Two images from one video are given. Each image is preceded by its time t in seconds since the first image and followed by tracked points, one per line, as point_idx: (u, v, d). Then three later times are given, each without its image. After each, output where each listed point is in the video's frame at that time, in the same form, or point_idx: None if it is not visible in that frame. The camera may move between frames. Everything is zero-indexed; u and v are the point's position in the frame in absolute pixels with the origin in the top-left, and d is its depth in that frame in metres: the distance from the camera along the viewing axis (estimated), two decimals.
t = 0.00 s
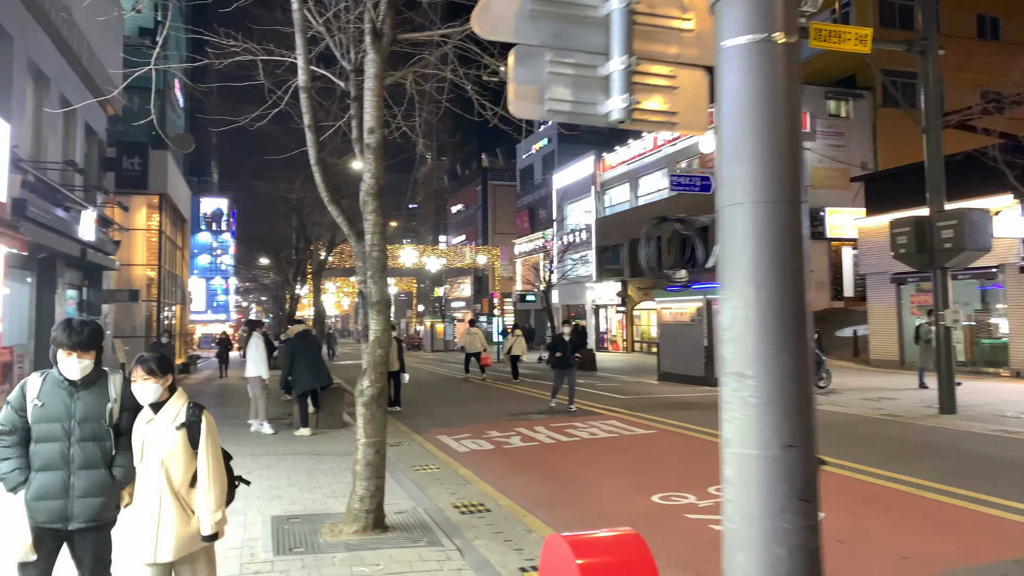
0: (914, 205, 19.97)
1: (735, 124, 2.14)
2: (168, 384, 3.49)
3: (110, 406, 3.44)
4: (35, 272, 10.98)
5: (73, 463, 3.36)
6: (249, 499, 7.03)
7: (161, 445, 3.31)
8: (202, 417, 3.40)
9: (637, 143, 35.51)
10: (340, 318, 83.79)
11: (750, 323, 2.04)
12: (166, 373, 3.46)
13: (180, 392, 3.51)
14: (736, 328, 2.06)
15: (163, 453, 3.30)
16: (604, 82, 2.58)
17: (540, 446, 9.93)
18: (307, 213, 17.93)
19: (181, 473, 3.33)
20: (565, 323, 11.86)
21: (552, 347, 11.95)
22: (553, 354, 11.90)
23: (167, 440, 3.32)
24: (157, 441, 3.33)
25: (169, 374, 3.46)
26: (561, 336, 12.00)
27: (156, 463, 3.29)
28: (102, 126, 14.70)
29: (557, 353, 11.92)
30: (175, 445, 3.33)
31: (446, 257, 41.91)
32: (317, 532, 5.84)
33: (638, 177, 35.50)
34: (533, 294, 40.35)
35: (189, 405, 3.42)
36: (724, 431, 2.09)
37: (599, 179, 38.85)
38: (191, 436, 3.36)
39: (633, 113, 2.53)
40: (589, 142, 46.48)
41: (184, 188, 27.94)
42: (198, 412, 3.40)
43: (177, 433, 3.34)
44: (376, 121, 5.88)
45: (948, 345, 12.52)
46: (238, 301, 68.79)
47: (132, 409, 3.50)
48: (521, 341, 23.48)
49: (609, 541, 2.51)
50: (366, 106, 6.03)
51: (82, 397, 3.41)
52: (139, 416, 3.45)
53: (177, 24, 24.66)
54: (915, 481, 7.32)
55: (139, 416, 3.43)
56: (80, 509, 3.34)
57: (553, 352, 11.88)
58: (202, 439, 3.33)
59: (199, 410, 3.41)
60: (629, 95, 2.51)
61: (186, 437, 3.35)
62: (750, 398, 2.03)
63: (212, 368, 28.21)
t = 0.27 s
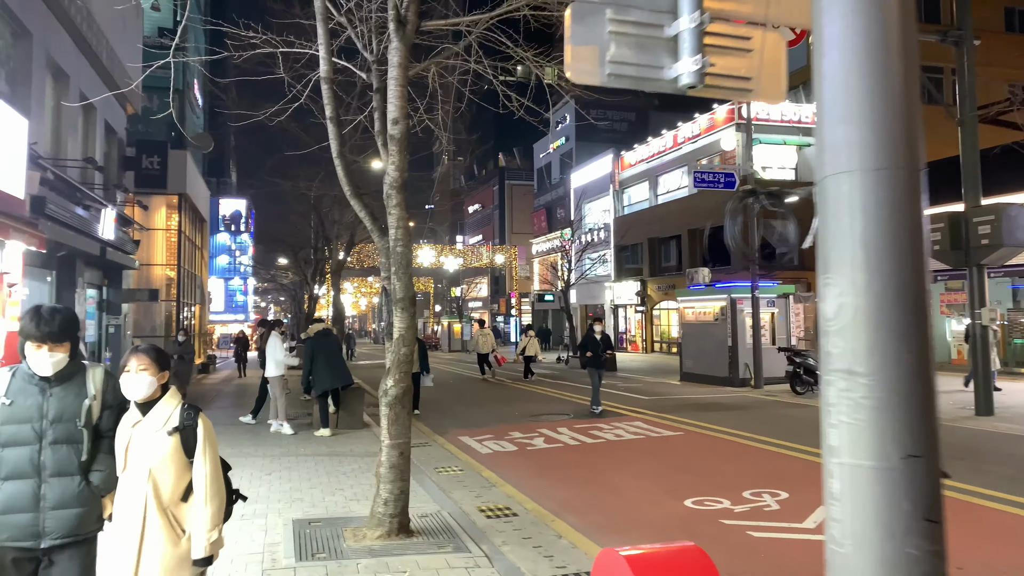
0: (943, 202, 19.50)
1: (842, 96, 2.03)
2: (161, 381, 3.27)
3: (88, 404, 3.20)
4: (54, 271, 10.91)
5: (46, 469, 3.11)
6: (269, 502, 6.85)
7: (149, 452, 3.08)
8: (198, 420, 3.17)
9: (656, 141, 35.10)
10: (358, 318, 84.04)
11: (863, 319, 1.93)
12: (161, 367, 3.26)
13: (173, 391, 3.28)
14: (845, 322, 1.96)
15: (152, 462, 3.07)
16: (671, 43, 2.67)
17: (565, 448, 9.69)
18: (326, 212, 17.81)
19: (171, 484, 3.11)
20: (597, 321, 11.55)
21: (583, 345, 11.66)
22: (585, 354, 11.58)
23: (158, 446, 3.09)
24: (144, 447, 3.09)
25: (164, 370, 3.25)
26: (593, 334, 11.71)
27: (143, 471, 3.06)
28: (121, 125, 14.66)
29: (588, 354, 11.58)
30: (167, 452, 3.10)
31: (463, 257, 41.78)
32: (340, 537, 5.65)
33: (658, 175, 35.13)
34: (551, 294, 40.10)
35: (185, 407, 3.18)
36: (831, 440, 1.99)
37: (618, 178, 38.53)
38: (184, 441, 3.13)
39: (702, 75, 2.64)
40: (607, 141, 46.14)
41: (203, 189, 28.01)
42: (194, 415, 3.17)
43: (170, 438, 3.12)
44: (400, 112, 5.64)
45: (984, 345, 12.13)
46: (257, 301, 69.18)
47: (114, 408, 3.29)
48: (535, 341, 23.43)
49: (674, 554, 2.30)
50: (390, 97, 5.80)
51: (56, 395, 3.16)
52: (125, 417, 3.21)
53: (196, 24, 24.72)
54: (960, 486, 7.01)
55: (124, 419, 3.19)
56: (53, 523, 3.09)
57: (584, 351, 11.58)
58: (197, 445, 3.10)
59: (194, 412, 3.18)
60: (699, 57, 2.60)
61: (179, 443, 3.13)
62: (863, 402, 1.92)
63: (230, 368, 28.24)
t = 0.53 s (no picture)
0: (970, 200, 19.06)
1: (981, 71, 1.78)
2: (142, 404, 2.92)
3: (50, 427, 3.00)
4: (69, 271, 10.80)
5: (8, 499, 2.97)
6: (286, 509, 6.67)
7: (132, 490, 2.67)
8: (186, 451, 2.70)
9: (673, 139, 34.71)
10: (371, 318, 84.21)
11: (1010, 333, 1.67)
12: (141, 389, 2.91)
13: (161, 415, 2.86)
14: (988, 334, 1.70)
15: (133, 502, 2.67)
16: (748, 12, 2.45)
17: (587, 452, 9.44)
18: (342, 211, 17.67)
19: (155, 530, 2.68)
20: (626, 323, 11.14)
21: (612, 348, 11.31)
22: (615, 357, 11.24)
23: (141, 484, 2.67)
24: (126, 484, 2.69)
25: (143, 394, 2.90)
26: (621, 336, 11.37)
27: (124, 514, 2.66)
28: (137, 124, 14.58)
29: (618, 357, 11.23)
30: (151, 490, 2.67)
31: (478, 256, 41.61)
32: (359, 547, 5.45)
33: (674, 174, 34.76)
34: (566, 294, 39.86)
35: (170, 436, 2.74)
36: (972, 478, 1.72)
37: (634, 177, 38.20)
38: (169, 477, 2.68)
39: (788, 47, 2.36)
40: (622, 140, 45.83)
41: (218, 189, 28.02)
42: (181, 445, 2.71)
43: (153, 473, 2.68)
44: (422, 106, 5.42)
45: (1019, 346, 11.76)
46: (272, 301, 69.45)
47: (82, 431, 3.08)
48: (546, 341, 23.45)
49: None
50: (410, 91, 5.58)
51: (15, 417, 3.02)
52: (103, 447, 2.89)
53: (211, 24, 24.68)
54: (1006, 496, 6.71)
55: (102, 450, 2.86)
56: (16, 561, 2.94)
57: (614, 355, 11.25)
58: (182, 482, 2.63)
59: (180, 442, 2.72)
60: (786, 27, 2.35)
61: (163, 478, 2.68)
62: (1011, 430, 1.66)
63: (246, 368, 28.25)
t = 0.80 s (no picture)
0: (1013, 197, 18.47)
1: None
2: (131, 417, 2.57)
3: (22, 461, 2.62)
4: (98, 271, 10.76)
5: None
6: (316, 513, 6.52)
7: (119, 521, 2.32)
8: (185, 471, 2.36)
9: (700, 137, 34.19)
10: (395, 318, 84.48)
11: None
12: (127, 400, 2.57)
13: (152, 427, 2.49)
14: None
15: (122, 534, 2.32)
16: None
17: (621, 456, 9.19)
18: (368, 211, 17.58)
19: (149, 564, 2.34)
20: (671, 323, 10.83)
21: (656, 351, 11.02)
22: (659, 360, 10.92)
23: (130, 511, 2.32)
24: (110, 514, 2.34)
25: (133, 405, 2.55)
26: (666, 338, 11.07)
27: (111, 547, 2.32)
28: (165, 124, 14.58)
29: (664, 360, 10.89)
30: (144, 519, 2.33)
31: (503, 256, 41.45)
32: (393, 555, 5.27)
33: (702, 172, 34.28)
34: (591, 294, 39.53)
35: (164, 454, 2.39)
36: None
37: (660, 175, 37.78)
38: (165, 502, 2.34)
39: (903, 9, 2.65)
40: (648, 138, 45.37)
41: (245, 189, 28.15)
42: (179, 464, 2.36)
43: (145, 499, 2.34)
44: (457, 97, 5.20)
45: None
46: (297, 301, 69.95)
47: (60, 463, 2.71)
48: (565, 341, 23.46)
49: None
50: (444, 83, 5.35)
51: None
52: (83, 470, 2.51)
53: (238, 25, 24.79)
54: None
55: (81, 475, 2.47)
56: None
57: (659, 356, 10.94)
58: (182, 509, 2.31)
59: (178, 460, 2.37)
60: None
61: (158, 503, 2.35)
62: None
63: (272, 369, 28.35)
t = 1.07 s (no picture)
0: None
1: None
2: (51, 448, 1.98)
3: None
4: (101, 269, 10.52)
5: None
6: (325, 519, 6.30)
7: None
8: (126, 523, 1.80)
9: (707, 135, 33.93)
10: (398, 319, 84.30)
11: None
12: (50, 425, 1.97)
13: (85, 459, 1.90)
14: None
15: None
16: None
17: (637, 459, 8.95)
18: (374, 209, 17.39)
19: None
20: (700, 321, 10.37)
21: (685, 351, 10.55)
22: (688, 362, 10.43)
23: None
24: None
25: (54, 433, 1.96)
26: (696, 338, 10.61)
27: None
28: (169, 120, 14.35)
29: (693, 360, 10.40)
30: None
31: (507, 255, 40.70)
32: (406, 565, 5.04)
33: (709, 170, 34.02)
34: (597, 294, 39.33)
35: (102, 498, 1.82)
36: None
37: (666, 174, 37.52)
38: (101, 564, 1.79)
39: None
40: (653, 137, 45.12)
41: (249, 188, 27.98)
42: (117, 515, 1.79)
43: (71, 563, 1.77)
44: (474, 85, 4.95)
45: None
46: (301, 301, 69.84)
47: None
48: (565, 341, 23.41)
49: None
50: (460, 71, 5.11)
51: None
52: None
53: (242, 22, 24.62)
54: None
55: None
56: None
57: (687, 357, 10.47)
58: None
59: (117, 508, 1.81)
60: None
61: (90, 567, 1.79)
62: None
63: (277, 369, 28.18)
